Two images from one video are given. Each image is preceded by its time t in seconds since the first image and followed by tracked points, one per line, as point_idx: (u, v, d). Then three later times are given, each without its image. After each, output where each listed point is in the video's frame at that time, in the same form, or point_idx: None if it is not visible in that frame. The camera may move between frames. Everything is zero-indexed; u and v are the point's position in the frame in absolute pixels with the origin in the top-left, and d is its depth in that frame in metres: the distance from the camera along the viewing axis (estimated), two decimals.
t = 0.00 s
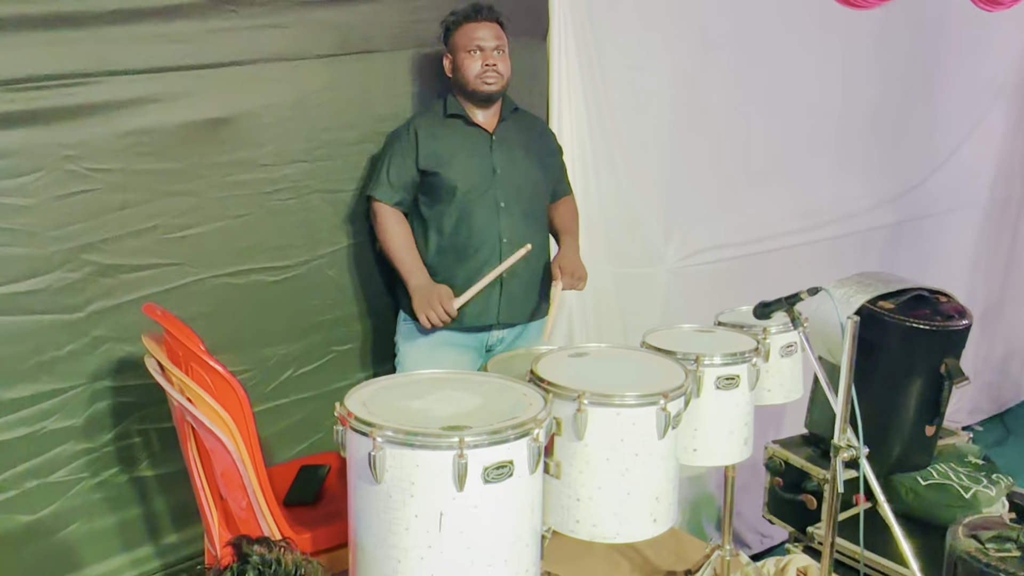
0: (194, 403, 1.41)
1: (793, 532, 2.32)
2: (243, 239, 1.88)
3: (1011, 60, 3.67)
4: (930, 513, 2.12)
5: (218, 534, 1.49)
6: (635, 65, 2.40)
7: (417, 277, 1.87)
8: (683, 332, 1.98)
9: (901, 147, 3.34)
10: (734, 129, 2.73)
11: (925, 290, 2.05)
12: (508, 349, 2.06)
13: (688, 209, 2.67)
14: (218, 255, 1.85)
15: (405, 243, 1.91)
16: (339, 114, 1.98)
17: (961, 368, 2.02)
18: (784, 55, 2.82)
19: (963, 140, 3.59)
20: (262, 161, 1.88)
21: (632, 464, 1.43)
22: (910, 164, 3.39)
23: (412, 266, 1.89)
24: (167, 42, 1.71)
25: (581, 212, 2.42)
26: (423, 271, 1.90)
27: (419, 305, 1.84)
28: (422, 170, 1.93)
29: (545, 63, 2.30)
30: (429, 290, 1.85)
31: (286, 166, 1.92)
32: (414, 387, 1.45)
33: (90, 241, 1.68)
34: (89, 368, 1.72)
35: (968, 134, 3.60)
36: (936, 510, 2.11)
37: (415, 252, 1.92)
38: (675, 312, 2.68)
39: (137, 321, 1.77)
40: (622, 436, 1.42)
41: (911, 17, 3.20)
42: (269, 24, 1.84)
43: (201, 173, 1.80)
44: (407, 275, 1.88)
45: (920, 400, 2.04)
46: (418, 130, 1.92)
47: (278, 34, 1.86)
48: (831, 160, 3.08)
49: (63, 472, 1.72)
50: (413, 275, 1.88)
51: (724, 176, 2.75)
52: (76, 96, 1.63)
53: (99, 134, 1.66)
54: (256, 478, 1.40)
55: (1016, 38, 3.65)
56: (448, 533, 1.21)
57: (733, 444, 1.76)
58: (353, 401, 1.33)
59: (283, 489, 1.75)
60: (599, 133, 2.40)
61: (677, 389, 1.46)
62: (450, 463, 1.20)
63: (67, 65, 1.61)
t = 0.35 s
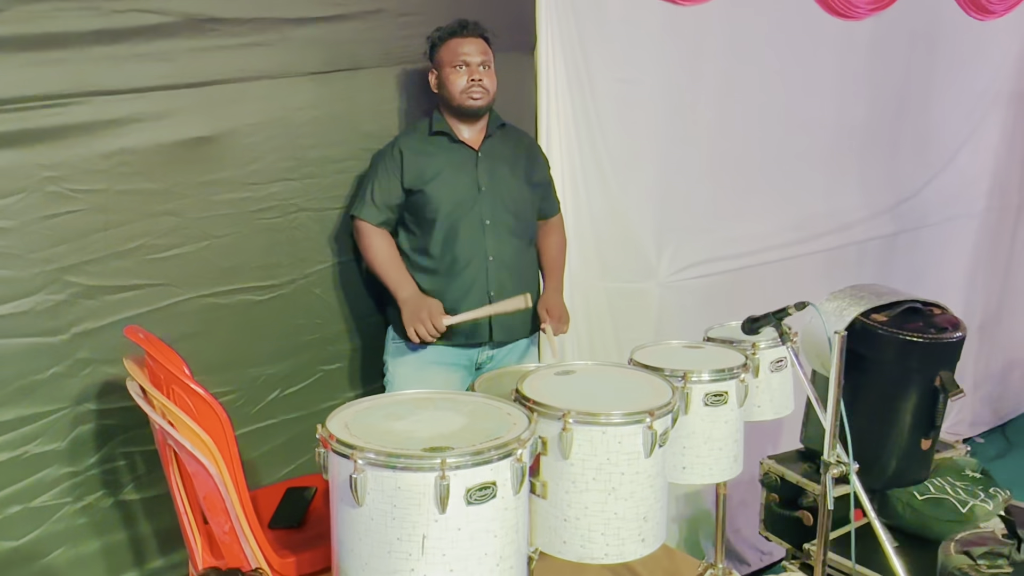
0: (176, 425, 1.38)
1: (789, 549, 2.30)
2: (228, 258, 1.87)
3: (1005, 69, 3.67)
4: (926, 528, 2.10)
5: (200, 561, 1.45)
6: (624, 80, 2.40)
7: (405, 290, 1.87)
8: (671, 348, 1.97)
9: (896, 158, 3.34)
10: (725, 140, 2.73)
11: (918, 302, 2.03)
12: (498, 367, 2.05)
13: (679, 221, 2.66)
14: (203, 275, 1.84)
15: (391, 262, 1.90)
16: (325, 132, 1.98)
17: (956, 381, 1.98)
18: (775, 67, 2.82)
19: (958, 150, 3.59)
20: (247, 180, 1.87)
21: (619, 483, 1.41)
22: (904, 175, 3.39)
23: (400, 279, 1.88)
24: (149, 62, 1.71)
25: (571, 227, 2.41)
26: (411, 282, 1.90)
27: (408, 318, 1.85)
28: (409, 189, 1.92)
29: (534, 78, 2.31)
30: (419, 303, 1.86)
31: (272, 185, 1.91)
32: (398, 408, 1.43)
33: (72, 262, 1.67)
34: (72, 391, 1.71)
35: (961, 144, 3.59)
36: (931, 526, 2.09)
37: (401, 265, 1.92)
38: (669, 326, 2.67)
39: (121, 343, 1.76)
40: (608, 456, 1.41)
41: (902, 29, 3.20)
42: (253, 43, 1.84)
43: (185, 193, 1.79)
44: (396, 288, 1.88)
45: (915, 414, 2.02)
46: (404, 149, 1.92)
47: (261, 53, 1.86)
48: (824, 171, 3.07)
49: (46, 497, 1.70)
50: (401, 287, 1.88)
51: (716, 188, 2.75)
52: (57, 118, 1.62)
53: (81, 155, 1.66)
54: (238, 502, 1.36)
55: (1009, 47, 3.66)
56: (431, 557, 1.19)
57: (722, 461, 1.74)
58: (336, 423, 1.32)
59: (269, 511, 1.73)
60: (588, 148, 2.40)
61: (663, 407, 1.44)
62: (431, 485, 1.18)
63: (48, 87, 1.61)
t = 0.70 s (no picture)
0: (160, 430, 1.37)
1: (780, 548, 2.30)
2: (215, 261, 1.87)
3: (995, 66, 3.69)
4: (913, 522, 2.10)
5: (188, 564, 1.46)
6: (611, 80, 2.41)
7: (390, 298, 1.86)
8: (659, 348, 1.98)
9: (885, 155, 3.35)
10: (714, 138, 2.74)
11: (907, 299, 2.03)
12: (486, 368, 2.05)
13: (669, 220, 2.67)
14: (191, 278, 1.84)
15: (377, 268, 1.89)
16: (311, 134, 1.98)
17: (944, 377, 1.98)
18: (763, 64, 2.82)
19: (947, 146, 3.60)
20: (233, 183, 1.87)
21: (605, 483, 1.41)
22: (893, 173, 3.40)
23: (386, 286, 1.87)
24: (134, 65, 1.71)
25: (560, 228, 2.41)
26: (396, 290, 1.88)
27: (391, 326, 1.83)
28: (394, 190, 1.92)
29: (522, 79, 2.31)
30: (401, 312, 1.84)
31: (259, 188, 1.91)
32: (383, 410, 1.44)
33: (58, 267, 1.67)
34: (59, 396, 1.70)
35: (950, 141, 3.61)
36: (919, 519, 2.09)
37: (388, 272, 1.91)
38: (659, 326, 2.67)
39: (108, 346, 1.76)
40: (594, 455, 1.41)
41: (890, 27, 3.22)
42: (239, 46, 1.84)
43: (171, 196, 1.79)
44: (380, 294, 1.87)
45: (904, 411, 2.02)
46: (389, 151, 1.92)
47: (246, 55, 1.86)
48: (813, 168, 3.08)
49: (34, 501, 1.69)
50: (387, 294, 1.86)
51: (705, 187, 2.75)
52: (40, 122, 1.62)
53: (65, 159, 1.65)
54: (224, 505, 1.35)
55: (999, 44, 3.67)
56: (413, 557, 1.19)
57: (709, 460, 1.75)
58: (320, 426, 1.32)
59: (257, 513, 1.73)
60: (577, 147, 2.40)
61: (648, 406, 1.45)
62: (414, 486, 1.19)
63: (31, 91, 1.60)
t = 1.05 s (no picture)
0: (149, 428, 1.36)
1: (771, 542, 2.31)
2: (204, 259, 1.87)
3: (984, 61, 3.70)
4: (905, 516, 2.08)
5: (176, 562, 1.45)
6: (602, 76, 2.41)
7: (384, 298, 1.85)
8: (649, 343, 1.98)
9: (875, 150, 3.36)
10: (706, 135, 2.74)
11: (896, 294, 2.04)
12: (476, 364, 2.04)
13: (660, 216, 2.67)
14: (180, 276, 1.83)
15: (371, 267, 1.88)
16: (300, 131, 1.97)
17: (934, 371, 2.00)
18: (754, 60, 2.83)
19: (937, 141, 3.62)
20: (221, 181, 1.87)
21: (595, 477, 1.42)
22: (883, 169, 3.41)
23: (379, 285, 1.86)
24: (121, 62, 1.70)
25: (551, 225, 2.41)
26: (390, 290, 1.87)
27: (383, 329, 1.83)
28: (384, 187, 1.91)
29: (511, 75, 2.31)
30: (395, 313, 1.83)
31: (247, 185, 1.91)
32: (373, 406, 1.44)
33: (45, 265, 1.66)
34: (47, 395, 1.69)
35: (940, 136, 3.62)
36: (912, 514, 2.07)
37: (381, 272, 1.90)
38: (651, 322, 2.68)
39: (96, 345, 1.75)
40: (584, 449, 1.41)
41: (880, 23, 3.23)
42: (226, 42, 1.84)
43: (159, 194, 1.78)
44: (374, 293, 1.86)
45: (894, 405, 2.03)
46: (378, 147, 1.91)
47: (234, 52, 1.85)
48: (804, 164, 3.09)
49: (22, 502, 1.69)
50: (380, 294, 1.86)
51: (697, 183, 2.76)
52: (26, 120, 1.61)
53: (52, 157, 1.64)
54: (213, 503, 1.34)
55: (988, 39, 3.69)
56: (402, 552, 1.19)
57: (699, 455, 1.75)
58: (309, 423, 1.32)
59: (247, 511, 1.72)
60: (567, 143, 2.40)
61: (637, 400, 1.45)
62: (404, 482, 1.18)
63: (17, 89, 1.59)
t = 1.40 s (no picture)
0: (162, 430, 1.37)
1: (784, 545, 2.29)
2: (217, 263, 1.87)
3: (996, 61, 3.69)
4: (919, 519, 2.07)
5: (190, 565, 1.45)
6: (611, 78, 2.40)
7: (397, 283, 1.84)
8: (660, 345, 1.97)
9: (886, 150, 3.35)
10: (716, 137, 2.74)
11: (908, 295, 2.02)
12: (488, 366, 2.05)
13: (670, 218, 2.66)
14: (192, 280, 1.84)
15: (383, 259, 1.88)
16: (311, 135, 1.98)
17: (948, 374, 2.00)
18: (765, 61, 2.82)
19: (949, 142, 3.60)
20: (233, 185, 1.87)
21: (607, 479, 1.41)
22: (894, 170, 3.40)
23: (390, 273, 1.86)
24: (133, 68, 1.71)
25: (561, 228, 2.41)
26: (402, 276, 1.87)
27: (397, 313, 1.81)
28: (395, 190, 1.92)
29: (521, 78, 2.30)
30: (408, 298, 1.82)
31: (259, 189, 1.91)
32: (385, 409, 1.44)
33: (59, 269, 1.67)
34: (61, 400, 1.70)
35: (951, 136, 3.60)
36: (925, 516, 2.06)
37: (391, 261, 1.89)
38: (662, 324, 2.67)
39: (110, 349, 1.75)
40: (597, 452, 1.41)
41: (890, 23, 3.21)
42: (238, 47, 1.84)
43: (172, 198, 1.79)
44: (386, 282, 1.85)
45: (908, 407, 2.02)
46: (390, 150, 1.92)
47: (246, 56, 1.86)
48: (815, 165, 3.08)
49: (37, 505, 1.69)
50: (392, 280, 1.85)
51: (707, 184, 2.75)
52: (41, 125, 1.62)
53: (66, 162, 1.65)
54: (227, 505, 1.35)
55: (1000, 39, 3.67)
56: (416, 555, 1.19)
57: (712, 457, 1.75)
58: (322, 425, 1.32)
59: (260, 515, 1.73)
60: (577, 146, 2.39)
61: (650, 402, 1.45)
62: (418, 484, 1.18)
63: (30, 94, 1.60)
